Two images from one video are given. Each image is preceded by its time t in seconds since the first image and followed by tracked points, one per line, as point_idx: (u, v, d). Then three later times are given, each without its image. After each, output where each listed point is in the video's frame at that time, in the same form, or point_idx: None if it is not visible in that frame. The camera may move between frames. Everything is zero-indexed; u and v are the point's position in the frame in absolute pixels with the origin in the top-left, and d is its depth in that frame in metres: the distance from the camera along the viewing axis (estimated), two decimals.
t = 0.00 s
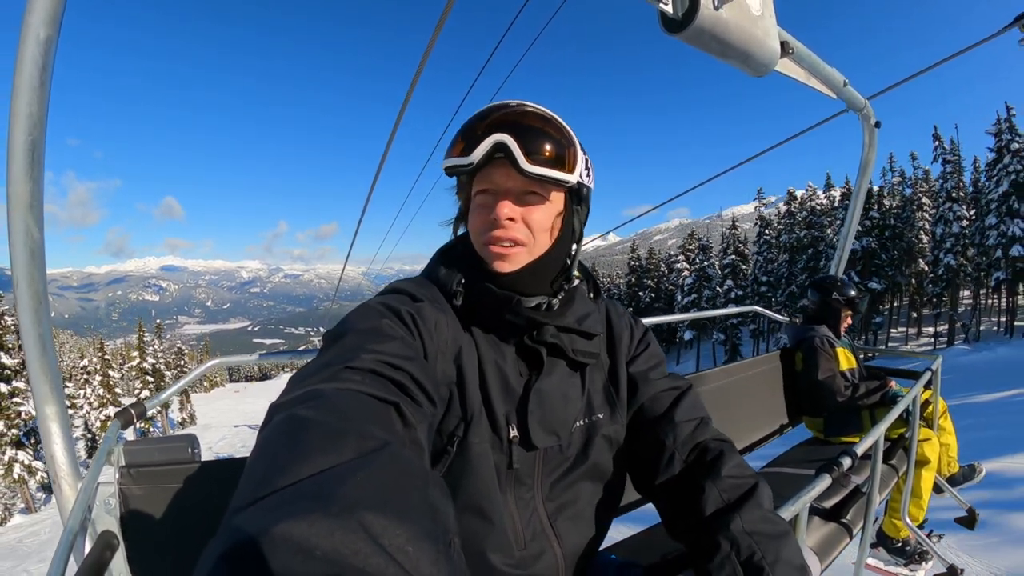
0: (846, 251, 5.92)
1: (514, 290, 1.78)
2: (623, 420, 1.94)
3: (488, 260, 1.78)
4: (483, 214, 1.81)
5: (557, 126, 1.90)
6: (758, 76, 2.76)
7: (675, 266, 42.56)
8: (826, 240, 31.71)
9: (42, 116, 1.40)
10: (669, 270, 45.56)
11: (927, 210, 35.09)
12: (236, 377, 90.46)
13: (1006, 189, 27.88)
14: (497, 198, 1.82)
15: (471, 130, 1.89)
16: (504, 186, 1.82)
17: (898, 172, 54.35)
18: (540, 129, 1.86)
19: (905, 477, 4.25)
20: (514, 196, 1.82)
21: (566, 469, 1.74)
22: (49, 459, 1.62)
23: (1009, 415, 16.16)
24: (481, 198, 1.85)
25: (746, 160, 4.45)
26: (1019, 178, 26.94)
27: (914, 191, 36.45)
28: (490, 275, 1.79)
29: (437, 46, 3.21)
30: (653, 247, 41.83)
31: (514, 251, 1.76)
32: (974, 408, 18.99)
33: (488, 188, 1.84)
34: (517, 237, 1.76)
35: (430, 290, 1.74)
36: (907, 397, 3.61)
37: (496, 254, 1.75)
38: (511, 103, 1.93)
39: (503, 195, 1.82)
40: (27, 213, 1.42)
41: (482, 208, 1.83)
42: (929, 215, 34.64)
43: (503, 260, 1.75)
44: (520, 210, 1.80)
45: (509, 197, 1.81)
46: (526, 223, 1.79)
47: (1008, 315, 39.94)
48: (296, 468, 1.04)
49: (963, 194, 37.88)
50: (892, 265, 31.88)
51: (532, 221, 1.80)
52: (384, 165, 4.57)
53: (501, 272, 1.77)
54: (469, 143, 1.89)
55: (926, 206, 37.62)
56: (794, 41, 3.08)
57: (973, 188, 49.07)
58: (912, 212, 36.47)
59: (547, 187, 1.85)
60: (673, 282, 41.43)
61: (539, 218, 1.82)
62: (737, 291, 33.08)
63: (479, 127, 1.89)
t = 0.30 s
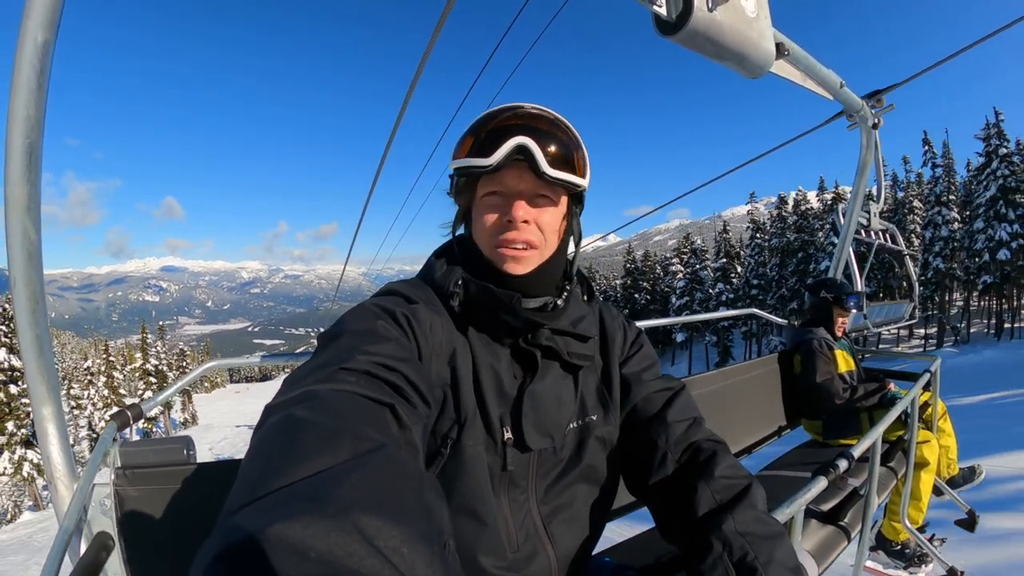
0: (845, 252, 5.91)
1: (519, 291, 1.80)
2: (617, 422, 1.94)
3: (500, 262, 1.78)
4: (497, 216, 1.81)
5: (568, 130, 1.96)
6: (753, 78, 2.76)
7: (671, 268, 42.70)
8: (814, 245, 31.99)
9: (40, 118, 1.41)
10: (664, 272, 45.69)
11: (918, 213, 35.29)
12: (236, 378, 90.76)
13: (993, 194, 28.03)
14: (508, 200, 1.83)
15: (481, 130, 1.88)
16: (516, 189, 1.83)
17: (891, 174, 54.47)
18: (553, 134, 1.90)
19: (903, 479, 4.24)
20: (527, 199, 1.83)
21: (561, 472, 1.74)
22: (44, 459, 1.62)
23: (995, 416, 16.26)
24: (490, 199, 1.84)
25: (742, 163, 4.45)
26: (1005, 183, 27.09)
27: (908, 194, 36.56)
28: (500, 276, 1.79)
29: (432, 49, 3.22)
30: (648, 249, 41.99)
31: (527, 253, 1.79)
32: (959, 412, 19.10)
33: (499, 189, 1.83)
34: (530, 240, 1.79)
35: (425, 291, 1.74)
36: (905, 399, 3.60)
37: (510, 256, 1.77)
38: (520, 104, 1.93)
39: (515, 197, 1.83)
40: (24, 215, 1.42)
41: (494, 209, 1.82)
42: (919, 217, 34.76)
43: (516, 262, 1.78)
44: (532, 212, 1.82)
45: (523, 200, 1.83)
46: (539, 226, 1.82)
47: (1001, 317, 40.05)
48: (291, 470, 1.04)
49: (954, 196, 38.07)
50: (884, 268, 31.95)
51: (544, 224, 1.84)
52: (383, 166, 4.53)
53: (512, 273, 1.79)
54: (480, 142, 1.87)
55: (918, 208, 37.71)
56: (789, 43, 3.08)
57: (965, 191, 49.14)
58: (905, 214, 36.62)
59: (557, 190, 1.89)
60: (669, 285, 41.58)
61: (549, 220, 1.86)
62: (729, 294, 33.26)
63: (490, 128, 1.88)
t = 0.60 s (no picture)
0: (846, 253, 5.89)
1: (523, 293, 1.78)
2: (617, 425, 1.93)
3: (507, 265, 1.77)
4: (506, 218, 1.79)
5: (575, 134, 1.96)
6: (753, 78, 2.75)
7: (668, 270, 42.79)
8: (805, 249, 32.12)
9: (37, 119, 1.40)
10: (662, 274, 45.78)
11: (909, 216, 35.43)
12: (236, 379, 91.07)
13: (982, 198, 28.11)
14: (516, 203, 1.82)
15: (488, 131, 1.87)
16: (524, 191, 1.82)
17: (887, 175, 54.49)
18: (560, 138, 1.91)
19: (905, 481, 4.23)
20: (534, 202, 1.83)
21: (560, 475, 1.73)
22: (42, 460, 1.61)
23: (982, 417, 16.36)
24: (498, 201, 1.82)
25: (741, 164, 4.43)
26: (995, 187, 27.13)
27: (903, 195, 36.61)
28: (506, 279, 1.77)
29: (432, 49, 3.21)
30: (646, 251, 42.10)
31: (535, 257, 1.78)
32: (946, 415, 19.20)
33: (507, 192, 1.82)
34: (538, 243, 1.78)
35: (425, 293, 1.74)
36: (907, 401, 3.58)
37: (518, 261, 1.75)
38: (528, 106, 1.93)
39: (523, 200, 1.82)
40: (21, 217, 1.41)
41: (501, 211, 1.80)
42: (912, 220, 34.85)
43: (523, 266, 1.76)
44: (540, 216, 1.82)
45: (530, 203, 1.82)
46: (546, 230, 1.81)
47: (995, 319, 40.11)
48: (288, 472, 1.03)
49: (949, 197, 38.14)
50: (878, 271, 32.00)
51: (551, 228, 1.83)
52: (383, 166, 4.53)
53: (519, 277, 1.77)
54: (488, 143, 1.85)
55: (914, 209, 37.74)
56: (789, 42, 3.07)
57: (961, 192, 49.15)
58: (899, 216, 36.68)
59: (564, 194, 1.89)
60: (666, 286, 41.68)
61: (555, 224, 1.85)
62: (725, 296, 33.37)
63: (497, 129, 1.87)
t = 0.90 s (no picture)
0: (846, 250, 5.89)
1: (528, 287, 1.78)
2: (619, 420, 1.93)
3: (513, 257, 1.77)
4: (510, 212, 1.79)
5: (574, 129, 1.97)
6: (753, 75, 2.75)
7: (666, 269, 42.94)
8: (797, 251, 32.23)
9: (40, 117, 1.40)
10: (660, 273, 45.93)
11: (902, 217, 35.47)
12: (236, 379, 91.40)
13: (971, 201, 28.19)
14: (520, 196, 1.82)
15: (489, 126, 1.87)
16: (527, 184, 1.83)
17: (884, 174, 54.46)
18: (560, 132, 1.92)
19: (907, 476, 4.23)
20: (537, 194, 1.83)
21: (563, 470, 1.73)
22: (44, 458, 1.61)
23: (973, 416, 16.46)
24: (501, 195, 1.82)
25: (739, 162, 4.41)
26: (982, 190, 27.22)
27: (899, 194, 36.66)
28: (511, 271, 1.77)
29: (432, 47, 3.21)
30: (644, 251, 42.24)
31: (541, 249, 1.78)
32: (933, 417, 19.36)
33: (511, 186, 1.82)
34: (543, 235, 1.78)
35: (427, 289, 1.74)
36: (908, 396, 3.58)
37: (523, 252, 1.76)
38: (527, 102, 1.93)
39: (526, 193, 1.82)
40: (24, 214, 1.41)
41: (505, 205, 1.80)
42: (904, 221, 34.95)
43: (529, 259, 1.77)
44: (544, 208, 1.82)
45: (534, 195, 1.82)
46: (550, 222, 1.82)
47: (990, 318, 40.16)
48: (293, 468, 1.03)
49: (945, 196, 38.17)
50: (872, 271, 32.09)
51: (555, 220, 1.84)
52: (384, 164, 4.55)
53: (525, 269, 1.77)
54: (488, 138, 1.85)
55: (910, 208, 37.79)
56: (788, 39, 3.07)
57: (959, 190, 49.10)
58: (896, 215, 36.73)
59: (566, 186, 1.91)
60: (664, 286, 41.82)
61: (558, 216, 1.86)
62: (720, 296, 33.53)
63: (497, 124, 1.87)
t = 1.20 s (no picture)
0: (846, 247, 5.89)
1: (528, 283, 1.80)
2: (615, 415, 1.94)
3: (518, 255, 1.80)
4: (512, 210, 1.82)
5: (567, 124, 1.99)
6: (751, 73, 2.76)
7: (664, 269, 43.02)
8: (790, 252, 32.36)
9: (43, 117, 1.41)
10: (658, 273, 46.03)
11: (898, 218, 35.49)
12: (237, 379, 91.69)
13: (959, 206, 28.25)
14: (521, 193, 1.85)
15: (485, 124, 1.87)
16: (527, 182, 1.87)
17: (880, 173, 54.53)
18: (554, 128, 1.94)
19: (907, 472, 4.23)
20: (537, 190, 1.88)
21: (561, 464, 1.75)
22: (47, 456, 1.62)
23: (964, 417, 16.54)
24: (502, 193, 1.84)
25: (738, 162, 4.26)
26: (969, 196, 27.29)
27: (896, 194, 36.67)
28: (513, 267, 1.79)
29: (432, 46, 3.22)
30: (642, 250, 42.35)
31: (544, 245, 1.83)
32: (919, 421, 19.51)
33: (512, 184, 1.85)
34: (546, 231, 1.83)
35: (424, 286, 1.75)
36: (908, 391, 3.59)
37: (529, 249, 1.80)
38: (522, 98, 1.93)
39: (526, 190, 1.86)
40: (27, 215, 1.42)
41: (507, 203, 1.83)
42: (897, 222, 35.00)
43: (532, 255, 1.80)
44: (545, 204, 1.86)
45: (535, 192, 1.86)
46: (551, 218, 1.86)
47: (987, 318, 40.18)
48: (294, 468, 1.04)
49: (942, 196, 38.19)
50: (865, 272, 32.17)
51: (555, 215, 1.88)
52: (385, 163, 4.57)
53: (530, 266, 1.80)
54: (485, 136, 1.84)
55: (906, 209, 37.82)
56: (787, 38, 3.08)
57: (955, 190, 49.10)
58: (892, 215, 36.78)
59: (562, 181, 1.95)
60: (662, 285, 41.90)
61: (557, 211, 1.90)
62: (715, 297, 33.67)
63: (492, 122, 1.87)
